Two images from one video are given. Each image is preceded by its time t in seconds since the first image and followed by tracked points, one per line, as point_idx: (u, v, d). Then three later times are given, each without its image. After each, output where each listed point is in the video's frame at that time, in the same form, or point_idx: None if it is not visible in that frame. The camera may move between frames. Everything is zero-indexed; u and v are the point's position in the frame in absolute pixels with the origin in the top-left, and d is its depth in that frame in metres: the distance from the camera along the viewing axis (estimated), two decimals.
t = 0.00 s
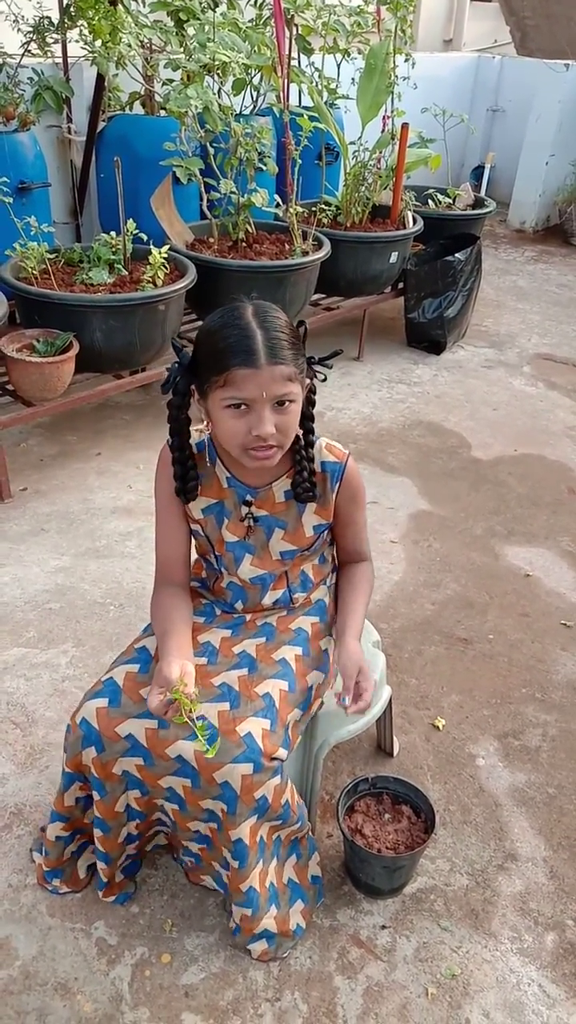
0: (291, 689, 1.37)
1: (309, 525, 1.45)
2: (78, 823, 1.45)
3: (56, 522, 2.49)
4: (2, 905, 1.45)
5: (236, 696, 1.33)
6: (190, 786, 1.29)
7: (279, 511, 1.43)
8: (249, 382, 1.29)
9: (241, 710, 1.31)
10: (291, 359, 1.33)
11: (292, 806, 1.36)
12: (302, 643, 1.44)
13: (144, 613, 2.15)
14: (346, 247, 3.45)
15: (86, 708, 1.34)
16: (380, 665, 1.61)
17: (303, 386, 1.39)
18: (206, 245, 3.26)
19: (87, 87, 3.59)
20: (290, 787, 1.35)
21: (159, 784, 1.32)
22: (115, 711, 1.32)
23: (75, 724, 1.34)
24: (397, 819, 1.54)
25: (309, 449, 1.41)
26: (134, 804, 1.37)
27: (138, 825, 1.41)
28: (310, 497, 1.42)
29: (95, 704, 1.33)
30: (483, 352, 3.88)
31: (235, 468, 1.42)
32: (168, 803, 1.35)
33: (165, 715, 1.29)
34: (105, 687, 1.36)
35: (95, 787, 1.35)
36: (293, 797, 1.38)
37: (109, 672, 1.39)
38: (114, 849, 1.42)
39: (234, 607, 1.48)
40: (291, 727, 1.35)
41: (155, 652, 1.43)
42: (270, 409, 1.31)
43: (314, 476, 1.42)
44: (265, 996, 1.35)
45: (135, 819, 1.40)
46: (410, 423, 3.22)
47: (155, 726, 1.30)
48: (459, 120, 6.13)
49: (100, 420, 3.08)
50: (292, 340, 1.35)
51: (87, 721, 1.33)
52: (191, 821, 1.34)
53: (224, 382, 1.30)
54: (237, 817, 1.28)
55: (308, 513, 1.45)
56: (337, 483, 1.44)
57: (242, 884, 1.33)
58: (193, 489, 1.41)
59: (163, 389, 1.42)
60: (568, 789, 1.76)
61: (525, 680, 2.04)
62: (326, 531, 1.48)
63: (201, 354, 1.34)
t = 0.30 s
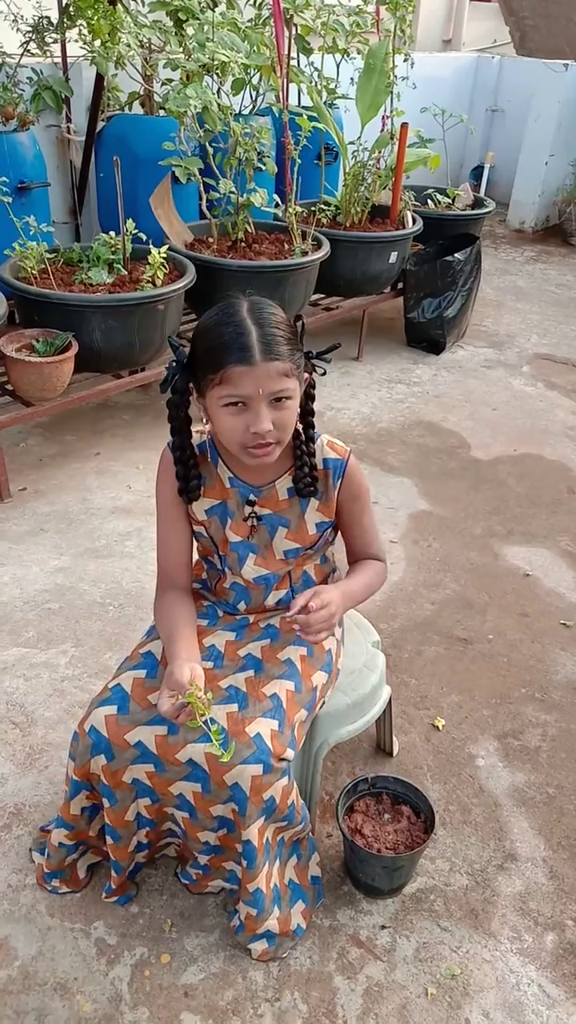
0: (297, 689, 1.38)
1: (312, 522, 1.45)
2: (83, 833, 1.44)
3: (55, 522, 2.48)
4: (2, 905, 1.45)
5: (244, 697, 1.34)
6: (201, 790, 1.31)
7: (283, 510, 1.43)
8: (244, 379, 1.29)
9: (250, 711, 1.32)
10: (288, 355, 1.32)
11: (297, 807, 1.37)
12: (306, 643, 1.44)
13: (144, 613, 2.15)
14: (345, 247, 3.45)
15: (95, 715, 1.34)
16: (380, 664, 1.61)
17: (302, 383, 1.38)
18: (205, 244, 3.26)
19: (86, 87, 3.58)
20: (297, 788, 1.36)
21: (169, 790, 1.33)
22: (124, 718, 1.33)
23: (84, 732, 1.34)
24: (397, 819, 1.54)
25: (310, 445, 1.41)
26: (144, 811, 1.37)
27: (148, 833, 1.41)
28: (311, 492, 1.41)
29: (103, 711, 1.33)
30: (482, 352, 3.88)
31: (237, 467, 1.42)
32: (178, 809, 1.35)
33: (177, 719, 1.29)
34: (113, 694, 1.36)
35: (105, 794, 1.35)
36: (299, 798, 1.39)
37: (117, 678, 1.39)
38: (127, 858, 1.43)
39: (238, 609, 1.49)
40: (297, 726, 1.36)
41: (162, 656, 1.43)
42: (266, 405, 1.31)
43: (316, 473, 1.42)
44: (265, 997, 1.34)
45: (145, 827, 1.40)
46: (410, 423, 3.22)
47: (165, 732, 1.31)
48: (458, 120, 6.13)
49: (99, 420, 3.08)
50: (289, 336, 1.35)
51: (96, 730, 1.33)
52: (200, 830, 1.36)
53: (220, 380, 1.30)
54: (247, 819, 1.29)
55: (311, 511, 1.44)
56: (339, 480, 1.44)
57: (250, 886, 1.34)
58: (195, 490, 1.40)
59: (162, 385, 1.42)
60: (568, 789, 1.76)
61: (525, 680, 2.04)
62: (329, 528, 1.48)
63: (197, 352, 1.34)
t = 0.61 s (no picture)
0: (294, 694, 1.38)
1: (308, 528, 1.45)
2: (82, 841, 1.44)
3: (53, 525, 2.49)
4: None
5: (242, 701, 1.34)
6: (200, 794, 1.31)
7: (279, 515, 1.43)
8: (247, 384, 1.29)
9: (248, 714, 1.32)
10: (293, 367, 1.33)
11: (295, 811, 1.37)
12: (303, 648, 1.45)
13: (141, 617, 2.15)
14: (343, 252, 3.46)
15: (94, 723, 1.34)
16: (376, 668, 1.61)
17: (303, 392, 1.39)
18: (203, 248, 3.27)
19: (85, 91, 3.59)
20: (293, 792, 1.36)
21: (168, 795, 1.33)
22: (123, 725, 1.33)
23: (84, 739, 1.34)
24: (393, 823, 1.54)
25: (307, 451, 1.42)
26: (144, 817, 1.38)
27: (147, 840, 1.41)
28: (307, 499, 1.42)
29: (103, 718, 1.33)
30: (479, 357, 3.89)
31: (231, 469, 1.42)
32: (178, 814, 1.36)
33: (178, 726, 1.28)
34: (112, 701, 1.36)
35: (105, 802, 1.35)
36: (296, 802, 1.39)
37: (115, 685, 1.39)
38: (129, 864, 1.43)
39: (234, 613, 1.49)
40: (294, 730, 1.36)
41: (160, 663, 1.42)
42: (266, 412, 1.31)
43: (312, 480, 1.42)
44: (260, 1001, 1.34)
45: (145, 834, 1.40)
46: (407, 428, 3.23)
47: (163, 738, 1.31)
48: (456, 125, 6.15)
49: (96, 423, 3.08)
50: (296, 348, 1.35)
51: (96, 737, 1.33)
52: (199, 836, 1.36)
53: (223, 382, 1.31)
54: (245, 823, 1.29)
55: (307, 517, 1.45)
56: (336, 485, 1.44)
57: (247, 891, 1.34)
58: (188, 487, 1.41)
59: (164, 380, 1.43)
60: (564, 793, 1.76)
61: (521, 684, 2.04)
62: (324, 534, 1.48)
63: (203, 350, 1.34)
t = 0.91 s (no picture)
0: (295, 697, 1.38)
1: (315, 530, 1.46)
2: (84, 845, 1.44)
3: (53, 526, 2.49)
4: None
5: (243, 703, 1.35)
6: (203, 798, 1.32)
7: (286, 517, 1.44)
8: (256, 387, 1.30)
9: (248, 717, 1.33)
10: (300, 366, 1.33)
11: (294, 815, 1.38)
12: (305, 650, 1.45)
13: (141, 618, 2.15)
14: (345, 255, 3.47)
15: (100, 729, 1.34)
16: (376, 670, 1.61)
17: (311, 393, 1.39)
18: (205, 251, 3.27)
19: (88, 93, 3.60)
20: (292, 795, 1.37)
21: (171, 799, 1.34)
22: (127, 730, 1.33)
23: (90, 745, 1.34)
24: (392, 826, 1.55)
25: (316, 453, 1.42)
26: (147, 823, 1.38)
27: (149, 845, 1.42)
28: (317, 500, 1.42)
29: (107, 724, 1.34)
30: (481, 360, 3.89)
31: (242, 474, 1.42)
32: (182, 817, 1.36)
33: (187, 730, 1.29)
34: (117, 706, 1.36)
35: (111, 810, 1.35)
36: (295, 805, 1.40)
37: (121, 690, 1.39)
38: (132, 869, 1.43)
39: (238, 616, 1.48)
40: (295, 733, 1.37)
41: (165, 664, 1.42)
42: (277, 413, 1.31)
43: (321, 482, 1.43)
44: (257, 1004, 1.34)
45: (147, 839, 1.41)
46: (408, 431, 3.23)
47: (166, 744, 1.32)
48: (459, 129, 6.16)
49: (98, 424, 3.09)
50: (302, 347, 1.36)
51: (100, 743, 1.33)
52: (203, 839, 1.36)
53: (232, 387, 1.31)
54: (246, 827, 1.29)
55: (315, 519, 1.45)
56: (344, 490, 1.45)
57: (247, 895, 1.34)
58: (201, 496, 1.41)
59: (172, 391, 1.44)
60: (563, 797, 1.77)
61: (520, 689, 2.04)
62: (330, 535, 1.49)
63: (210, 356, 1.35)
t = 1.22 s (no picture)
0: (302, 698, 1.40)
1: (317, 531, 1.46)
2: (90, 860, 1.44)
3: (52, 525, 2.49)
4: None
5: (251, 706, 1.36)
6: (216, 803, 1.33)
7: (288, 519, 1.43)
8: (253, 387, 1.29)
9: (258, 720, 1.34)
10: (298, 367, 1.33)
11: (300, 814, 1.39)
12: (310, 652, 1.46)
13: (140, 617, 2.15)
14: (344, 254, 3.46)
15: (112, 744, 1.34)
16: (375, 669, 1.61)
17: (310, 394, 1.39)
18: (204, 249, 3.26)
19: (87, 91, 3.59)
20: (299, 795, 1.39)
21: (184, 808, 1.34)
22: (137, 743, 1.33)
23: (103, 760, 1.35)
24: (390, 826, 1.54)
25: (317, 456, 1.42)
26: (162, 836, 1.38)
27: (165, 853, 1.42)
28: (317, 504, 1.43)
29: (119, 739, 1.34)
30: (480, 359, 3.89)
31: (240, 476, 1.42)
32: (195, 824, 1.37)
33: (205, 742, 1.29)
34: (127, 719, 1.36)
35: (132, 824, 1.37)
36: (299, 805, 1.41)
37: (131, 703, 1.39)
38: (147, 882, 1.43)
39: (241, 619, 1.48)
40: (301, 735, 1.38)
41: (174, 679, 1.41)
42: (273, 414, 1.31)
43: (322, 485, 1.43)
44: (256, 1003, 1.34)
45: (161, 852, 1.41)
46: (407, 430, 3.23)
47: (177, 753, 1.32)
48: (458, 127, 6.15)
49: (97, 423, 3.08)
50: (301, 348, 1.35)
51: (112, 757, 1.34)
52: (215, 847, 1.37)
53: (229, 386, 1.31)
54: (257, 829, 1.30)
55: (316, 520, 1.45)
56: (345, 489, 1.45)
57: (257, 897, 1.35)
58: (202, 497, 1.40)
59: (171, 388, 1.43)
60: (562, 797, 1.76)
61: (519, 688, 2.04)
62: (331, 537, 1.49)
63: (208, 355, 1.34)
